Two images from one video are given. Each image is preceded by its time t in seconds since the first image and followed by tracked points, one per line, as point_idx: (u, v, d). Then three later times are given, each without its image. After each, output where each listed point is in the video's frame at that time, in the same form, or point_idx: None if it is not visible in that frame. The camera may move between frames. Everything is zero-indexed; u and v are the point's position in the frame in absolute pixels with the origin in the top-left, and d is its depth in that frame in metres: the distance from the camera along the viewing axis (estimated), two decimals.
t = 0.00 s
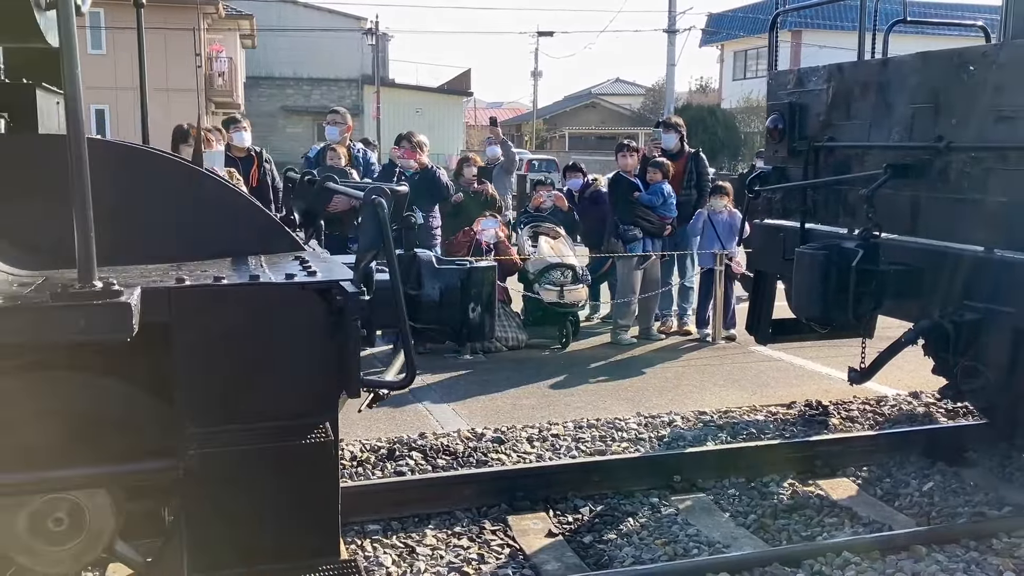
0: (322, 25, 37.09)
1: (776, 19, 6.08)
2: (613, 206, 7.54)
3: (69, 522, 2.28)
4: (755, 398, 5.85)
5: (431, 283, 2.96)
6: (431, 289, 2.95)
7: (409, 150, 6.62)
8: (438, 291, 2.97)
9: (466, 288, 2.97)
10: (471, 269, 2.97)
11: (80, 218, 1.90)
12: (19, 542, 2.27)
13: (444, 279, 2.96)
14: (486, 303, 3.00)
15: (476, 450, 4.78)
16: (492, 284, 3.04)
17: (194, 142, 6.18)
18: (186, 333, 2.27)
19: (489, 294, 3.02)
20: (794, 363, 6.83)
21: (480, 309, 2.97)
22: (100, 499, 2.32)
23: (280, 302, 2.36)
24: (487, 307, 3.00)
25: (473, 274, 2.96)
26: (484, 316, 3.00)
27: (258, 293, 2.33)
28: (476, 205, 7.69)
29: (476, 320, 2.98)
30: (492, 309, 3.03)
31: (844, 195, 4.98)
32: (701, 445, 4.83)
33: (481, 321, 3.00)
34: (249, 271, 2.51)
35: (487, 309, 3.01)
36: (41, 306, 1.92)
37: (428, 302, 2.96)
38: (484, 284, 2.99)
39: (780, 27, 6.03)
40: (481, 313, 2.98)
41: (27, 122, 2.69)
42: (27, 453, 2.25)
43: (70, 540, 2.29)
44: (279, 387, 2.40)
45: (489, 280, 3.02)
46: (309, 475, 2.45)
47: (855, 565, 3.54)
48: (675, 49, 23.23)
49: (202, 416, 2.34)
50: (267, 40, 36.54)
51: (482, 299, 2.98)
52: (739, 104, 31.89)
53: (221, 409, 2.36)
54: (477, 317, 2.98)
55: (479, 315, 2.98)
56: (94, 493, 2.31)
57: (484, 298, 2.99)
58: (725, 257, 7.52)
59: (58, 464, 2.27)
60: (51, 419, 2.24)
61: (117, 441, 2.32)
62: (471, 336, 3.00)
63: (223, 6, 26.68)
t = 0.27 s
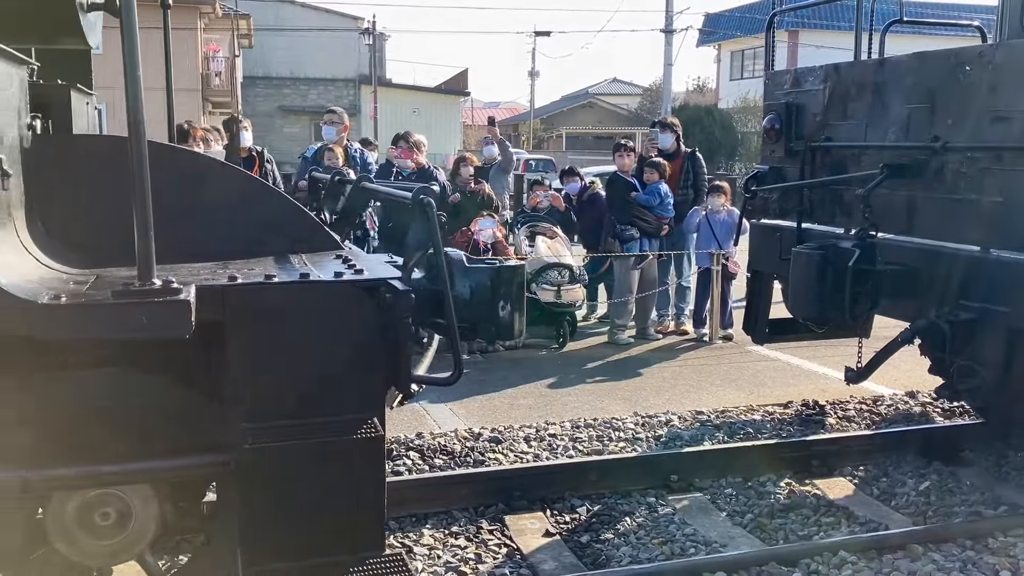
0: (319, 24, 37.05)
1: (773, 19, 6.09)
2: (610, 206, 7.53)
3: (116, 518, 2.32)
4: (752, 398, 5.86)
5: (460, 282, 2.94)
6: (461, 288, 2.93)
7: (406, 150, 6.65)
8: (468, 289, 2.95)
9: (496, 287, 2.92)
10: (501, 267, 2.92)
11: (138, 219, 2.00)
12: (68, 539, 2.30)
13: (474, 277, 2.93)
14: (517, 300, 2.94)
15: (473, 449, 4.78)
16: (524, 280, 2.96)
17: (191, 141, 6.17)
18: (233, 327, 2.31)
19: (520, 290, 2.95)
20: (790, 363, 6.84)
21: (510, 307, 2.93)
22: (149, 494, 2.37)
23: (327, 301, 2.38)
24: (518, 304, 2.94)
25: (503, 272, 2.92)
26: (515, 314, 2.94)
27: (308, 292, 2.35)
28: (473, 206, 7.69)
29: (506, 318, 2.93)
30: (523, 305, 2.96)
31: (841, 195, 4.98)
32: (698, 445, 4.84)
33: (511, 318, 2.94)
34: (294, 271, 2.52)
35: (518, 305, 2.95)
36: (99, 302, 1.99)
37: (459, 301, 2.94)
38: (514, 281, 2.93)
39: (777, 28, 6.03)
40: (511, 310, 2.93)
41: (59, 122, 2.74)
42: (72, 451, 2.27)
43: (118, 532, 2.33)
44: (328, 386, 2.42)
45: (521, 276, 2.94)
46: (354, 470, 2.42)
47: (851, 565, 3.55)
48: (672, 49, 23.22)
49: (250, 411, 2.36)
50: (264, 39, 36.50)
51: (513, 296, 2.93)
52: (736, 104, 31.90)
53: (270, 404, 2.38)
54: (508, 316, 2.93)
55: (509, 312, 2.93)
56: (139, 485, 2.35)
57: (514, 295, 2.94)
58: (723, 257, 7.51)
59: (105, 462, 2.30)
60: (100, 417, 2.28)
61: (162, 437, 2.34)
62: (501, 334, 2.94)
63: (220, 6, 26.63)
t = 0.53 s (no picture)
0: (317, 24, 37.03)
1: (771, 19, 6.09)
2: (609, 206, 7.52)
3: (158, 515, 2.34)
4: (750, 398, 5.86)
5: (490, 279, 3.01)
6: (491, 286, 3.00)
7: (405, 149, 6.68)
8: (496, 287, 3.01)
9: (524, 286, 3.02)
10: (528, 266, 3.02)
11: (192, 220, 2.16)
12: (112, 532, 2.31)
13: (503, 276, 3.01)
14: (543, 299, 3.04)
15: (472, 449, 4.78)
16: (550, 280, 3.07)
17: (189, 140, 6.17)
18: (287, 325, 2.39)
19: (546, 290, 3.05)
20: (789, 363, 6.84)
21: (536, 306, 3.03)
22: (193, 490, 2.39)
23: (373, 298, 2.46)
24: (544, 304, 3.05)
25: (531, 272, 3.01)
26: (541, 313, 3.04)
27: (356, 290, 2.44)
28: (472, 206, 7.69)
29: (533, 316, 3.03)
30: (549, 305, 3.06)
31: (839, 195, 4.98)
32: (697, 444, 4.84)
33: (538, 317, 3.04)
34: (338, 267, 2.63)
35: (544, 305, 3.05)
36: (153, 300, 2.11)
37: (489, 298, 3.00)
38: (541, 281, 3.03)
39: (775, 27, 6.03)
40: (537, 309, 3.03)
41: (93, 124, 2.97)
42: (116, 447, 2.30)
43: (163, 526, 2.34)
44: (366, 383, 2.50)
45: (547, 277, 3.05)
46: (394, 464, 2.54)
47: (849, 564, 3.55)
48: (670, 48, 23.21)
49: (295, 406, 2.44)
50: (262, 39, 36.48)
51: (540, 295, 3.03)
52: (734, 104, 31.91)
53: (316, 401, 2.46)
54: (534, 314, 3.03)
55: (536, 311, 3.03)
56: (183, 482, 2.37)
57: (541, 295, 3.04)
58: (721, 256, 7.50)
59: (153, 456, 2.32)
60: (135, 415, 2.28)
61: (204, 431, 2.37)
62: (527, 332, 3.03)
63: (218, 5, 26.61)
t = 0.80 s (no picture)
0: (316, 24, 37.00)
1: (770, 18, 6.09)
2: (608, 206, 7.51)
3: (198, 509, 2.41)
4: (749, 397, 5.86)
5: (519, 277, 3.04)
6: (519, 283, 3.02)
7: (404, 149, 6.66)
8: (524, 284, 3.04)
9: (551, 282, 3.05)
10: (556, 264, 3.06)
11: (246, 222, 2.30)
12: (154, 527, 2.39)
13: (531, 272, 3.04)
14: (569, 298, 3.08)
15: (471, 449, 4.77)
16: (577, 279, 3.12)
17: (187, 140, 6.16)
18: (331, 321, 2.48)
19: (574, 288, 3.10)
20: (788, 362, 6.84)
21: (564, 304, 3.06)
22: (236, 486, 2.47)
23: (416, 294, 2.55)
24: (570, 301, 3.09)
25: (558, 270, 3.05)
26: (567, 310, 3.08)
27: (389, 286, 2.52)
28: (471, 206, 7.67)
29: (560, 314, 3.06)
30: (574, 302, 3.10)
31: (839, 194, 4.98)
32: (696, 444, 4.83)
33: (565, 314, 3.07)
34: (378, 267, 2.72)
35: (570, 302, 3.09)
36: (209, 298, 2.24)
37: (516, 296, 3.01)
38: (569, 280, 3.07)
39: (774, 26, 6.03)
40: (564, 307, 3.06)
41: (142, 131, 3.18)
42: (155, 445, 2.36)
43: (201, 524, 2.41)
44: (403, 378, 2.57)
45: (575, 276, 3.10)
46: (430, 463, 2.58)
47: (848, 564, 3.55)
48: (669, 48, 23.19)
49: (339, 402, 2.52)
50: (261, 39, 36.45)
51: (567, 293, 3.07)
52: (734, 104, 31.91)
53: (355, 398, 2.53)
54: (562, 312, 3.07)
55: (563, 309, 3.07)
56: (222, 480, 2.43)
57: (568, 293, 3.08)
58: (720, 256, 7.49)
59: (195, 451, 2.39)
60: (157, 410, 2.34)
61: (249, 432, 2.44)
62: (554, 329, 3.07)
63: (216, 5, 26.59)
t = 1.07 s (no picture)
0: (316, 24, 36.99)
1: (770, 17, 6.08)
2: (608, 206, 7.51)
3: (236, 505, 2.60)
4: (749, 397, 5.86)
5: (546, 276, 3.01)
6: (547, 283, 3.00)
7: (403, 149, 6.66)
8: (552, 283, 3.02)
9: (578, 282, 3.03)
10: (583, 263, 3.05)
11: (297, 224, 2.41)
12: (194, 522, 2.58)
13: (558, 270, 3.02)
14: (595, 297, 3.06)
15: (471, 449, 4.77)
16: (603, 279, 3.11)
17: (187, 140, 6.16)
18: (378, 318, 2.64)
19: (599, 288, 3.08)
20: (787, 361, 6.85)
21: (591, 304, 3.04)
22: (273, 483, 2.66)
23: (460, 295, 2.71)
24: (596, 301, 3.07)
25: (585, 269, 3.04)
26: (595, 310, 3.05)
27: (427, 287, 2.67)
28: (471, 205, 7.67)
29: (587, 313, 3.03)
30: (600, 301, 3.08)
31: (838, 193, 4.98)
32: (696, 443, 4.83)
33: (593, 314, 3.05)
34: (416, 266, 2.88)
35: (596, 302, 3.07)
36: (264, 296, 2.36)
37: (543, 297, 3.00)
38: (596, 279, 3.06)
39: (774, 25, 6.03)
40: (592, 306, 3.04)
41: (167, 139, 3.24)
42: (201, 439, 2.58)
43: (237, 521, 2.60)
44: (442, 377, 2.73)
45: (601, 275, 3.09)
46: (465, 460, 2.75)
47: (847, 563, 3.55)
48: (669, 47, 23.19)
49: (385, 395, 2.69)
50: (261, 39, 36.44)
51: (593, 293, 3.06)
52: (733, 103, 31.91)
53: (399, 395, 2.70)
54: (589, 311, 3.04)
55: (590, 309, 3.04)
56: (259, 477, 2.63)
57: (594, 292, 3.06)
58: (720, 255, 7.51)
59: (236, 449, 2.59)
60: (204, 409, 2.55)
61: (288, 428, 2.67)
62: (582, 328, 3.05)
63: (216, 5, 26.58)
